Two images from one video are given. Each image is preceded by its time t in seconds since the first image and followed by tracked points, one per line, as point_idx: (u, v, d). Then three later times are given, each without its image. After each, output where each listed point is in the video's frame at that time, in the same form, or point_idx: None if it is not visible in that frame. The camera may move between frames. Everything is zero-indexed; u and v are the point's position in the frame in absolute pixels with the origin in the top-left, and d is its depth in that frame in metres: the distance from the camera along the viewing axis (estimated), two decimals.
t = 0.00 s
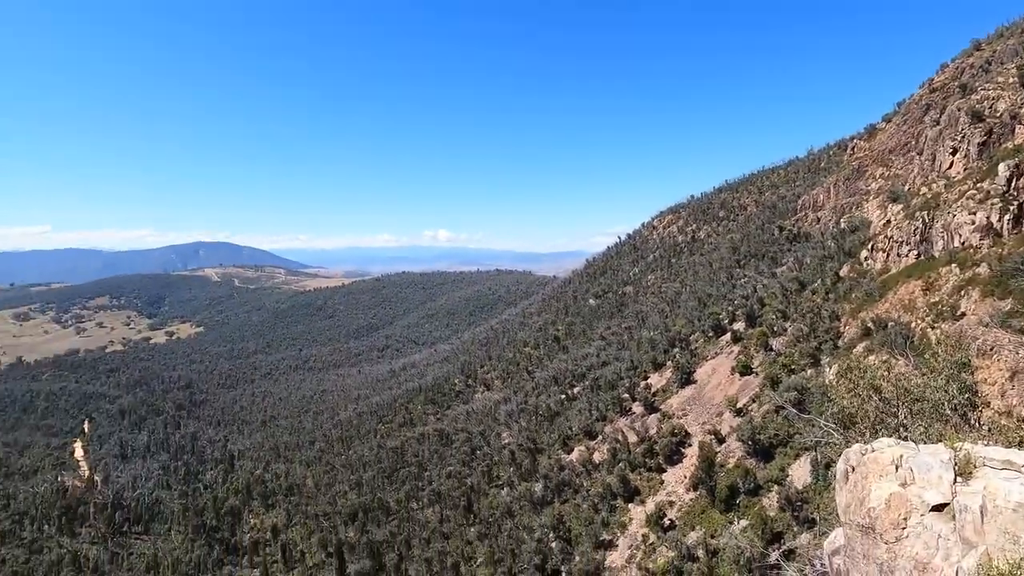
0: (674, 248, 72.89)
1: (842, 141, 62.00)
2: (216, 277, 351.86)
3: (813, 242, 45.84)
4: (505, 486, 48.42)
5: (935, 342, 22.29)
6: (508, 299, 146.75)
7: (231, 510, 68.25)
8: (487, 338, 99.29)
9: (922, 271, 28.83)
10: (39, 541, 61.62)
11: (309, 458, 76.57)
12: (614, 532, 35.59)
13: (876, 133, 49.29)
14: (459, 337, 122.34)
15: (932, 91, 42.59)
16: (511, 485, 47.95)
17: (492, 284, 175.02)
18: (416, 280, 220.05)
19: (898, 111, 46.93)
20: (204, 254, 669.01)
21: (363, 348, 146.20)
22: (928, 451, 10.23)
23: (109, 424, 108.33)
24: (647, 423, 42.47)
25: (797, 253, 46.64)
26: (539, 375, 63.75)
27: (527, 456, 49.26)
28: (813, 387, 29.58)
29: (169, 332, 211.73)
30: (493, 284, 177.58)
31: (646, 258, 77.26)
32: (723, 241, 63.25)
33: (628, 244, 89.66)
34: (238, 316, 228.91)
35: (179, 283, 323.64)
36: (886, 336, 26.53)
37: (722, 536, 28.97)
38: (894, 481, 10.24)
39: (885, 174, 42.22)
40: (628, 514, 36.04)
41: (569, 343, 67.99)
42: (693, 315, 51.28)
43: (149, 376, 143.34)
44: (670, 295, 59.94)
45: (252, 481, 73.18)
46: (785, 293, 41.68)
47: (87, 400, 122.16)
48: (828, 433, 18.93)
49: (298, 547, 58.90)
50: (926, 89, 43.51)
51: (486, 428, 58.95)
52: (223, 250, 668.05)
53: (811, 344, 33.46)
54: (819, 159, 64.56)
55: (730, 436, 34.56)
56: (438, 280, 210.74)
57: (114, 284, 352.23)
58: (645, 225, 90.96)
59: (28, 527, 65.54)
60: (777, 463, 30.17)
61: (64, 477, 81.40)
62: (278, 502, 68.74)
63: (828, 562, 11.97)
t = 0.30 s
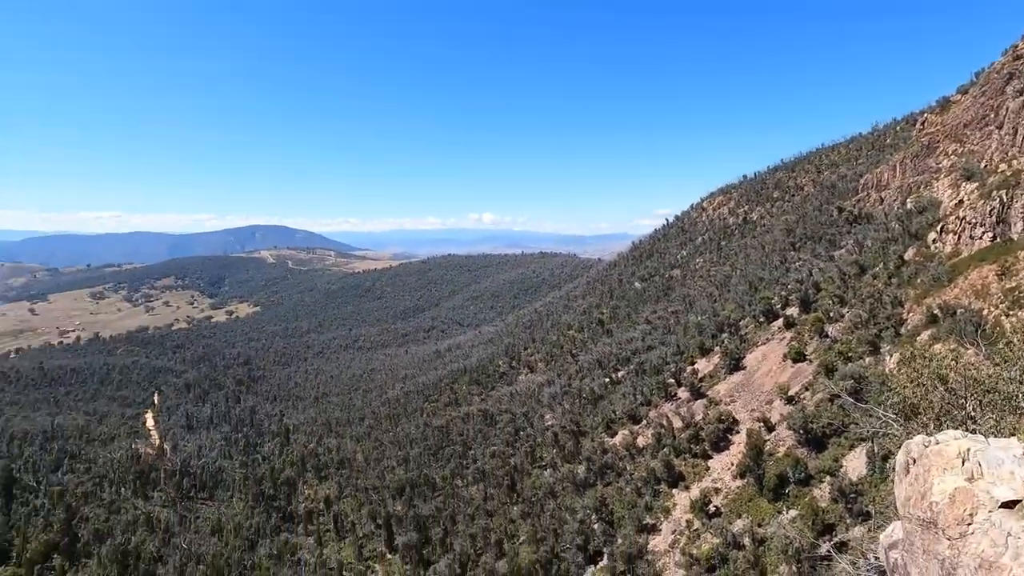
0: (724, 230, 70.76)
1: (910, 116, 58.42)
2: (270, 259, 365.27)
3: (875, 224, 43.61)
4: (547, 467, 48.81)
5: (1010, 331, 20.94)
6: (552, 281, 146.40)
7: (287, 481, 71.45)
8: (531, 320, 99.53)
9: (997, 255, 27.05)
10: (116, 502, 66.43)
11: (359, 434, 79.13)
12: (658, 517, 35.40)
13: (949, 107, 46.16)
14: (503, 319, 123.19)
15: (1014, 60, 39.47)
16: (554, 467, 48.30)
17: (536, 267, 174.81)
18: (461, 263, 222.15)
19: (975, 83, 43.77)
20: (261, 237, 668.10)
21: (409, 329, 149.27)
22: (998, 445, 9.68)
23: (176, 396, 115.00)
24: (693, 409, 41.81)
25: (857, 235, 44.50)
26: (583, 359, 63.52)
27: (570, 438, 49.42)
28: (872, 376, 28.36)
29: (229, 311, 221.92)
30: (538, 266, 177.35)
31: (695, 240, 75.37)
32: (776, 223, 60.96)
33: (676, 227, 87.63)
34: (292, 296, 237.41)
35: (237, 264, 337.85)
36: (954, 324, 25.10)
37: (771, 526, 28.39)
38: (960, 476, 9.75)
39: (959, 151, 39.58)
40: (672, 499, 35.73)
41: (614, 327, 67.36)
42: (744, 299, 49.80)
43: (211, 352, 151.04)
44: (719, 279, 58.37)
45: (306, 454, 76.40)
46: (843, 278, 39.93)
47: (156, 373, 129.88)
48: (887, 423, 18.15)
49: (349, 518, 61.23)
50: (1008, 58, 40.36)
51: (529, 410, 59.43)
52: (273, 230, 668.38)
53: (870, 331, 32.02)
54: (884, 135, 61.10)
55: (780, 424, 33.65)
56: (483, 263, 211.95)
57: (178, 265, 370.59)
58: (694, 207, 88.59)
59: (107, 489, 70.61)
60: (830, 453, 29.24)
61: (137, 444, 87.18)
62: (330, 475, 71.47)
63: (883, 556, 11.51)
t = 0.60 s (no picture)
0: (775, 210, 68.20)
1: (984, 88, 54.54)
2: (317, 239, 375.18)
3: (941, 204, 41.16)
4: (587, 448, 48.88)
5: None
6: (594, 262, 144.98)
7: (335, 453, 73.90)
8: (572, 302, 99.01)
9: None
10: (180, 467, 70.31)
11: (403, 410, 81.01)
12: (698, 501, 35.02)
13: None
14: (544, 300, 123.07)
15: None
16: (593, 447, 48.31)
17: (578, 248, 173.24)
18: (502, 243, 222.48)
19: None
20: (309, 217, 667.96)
21: (452, 308, 151.08)
22: None
23: (232, 369, 120.32)
24: (738, 393, 40.89)
25: (921, 216, 42.15)
26: (624, 341, 62.85)
27: (610, 420, 49.26)
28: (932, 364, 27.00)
29: (279, 289, 229.63)
30: (580, 247, 175.84)
31: (744, 221, 72.93)
32: (832, 203, 58.27)
33: (723, 207, 85.05)
34: (338, 275, 243.55)
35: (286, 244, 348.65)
36: None
37: (817, 514, 27.76)
38: None
39: None
40: (714, 484, 35.28)
41: (656, 309, 66.30)
42: (794, 282, 48.02)
43: (264, 328, 157.04)
44: (768, 261, 56.45)
45: (352, 428, 78.79)
46: (903, 260, 37.96)
47: (213, 348, 136.07)
48: (948, 413, 17.24)
49: (394, 490, 63.07)
50: None
51: (569, 390, 59.48)
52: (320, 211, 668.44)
53: (931, 317, 30.41)
54: (953, 109, 57.34)
55: (830, 411, 32.58)
56: (524, 243, 211.52)
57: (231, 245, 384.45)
58: (742, 186, 85.67)
59: (171, 455, 74.75)
60: (883, 442, 28.17)
61: (197, 414, 91.82)
62: (375, 448, 73.54)
63: (938, 550, 10.95)
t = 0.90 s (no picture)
0: (826, 189, 65.39)
1: None
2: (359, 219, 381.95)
3: (1012, 184, 38.57)
4: (623, 430, 48.69)
5: None
6: (634, 244, 142.77)
7: (376, 427, 75.86)
8: (611, 283, 98.03)
9: None
10: (232, 436, 73.61)
11: (441, 388, 82.39)
12: (737, 487, 34.49)
13: None
14: (583, 282, 122.26)
15: None
16: (630, 430, 48.13)
17: (618, 229, 170.88)
18: (541, 223, 221.40)
19: None
20: (353, 197, 667.14)
21: (490, 289, 151.91)
22: None
23: (280, 345, 124.65)
24: (781, 380, 39.82)
25: (988, 197, 39.62)
26: (664, 323, 61.84)
27: (647, 403, 48.86)
28: (994, 355, 25.57)
29: (323, 268, 235.58)
30: (620, 228, 173.31)
31: (792, 201, 70.23)
32: (889, 182, 55.42)
33: (771, 186, 82.11)
34: (379, 255, 247.92)
35: (329, 224, 356.27)
36: None
37: (862, 505, 26.96)
38: None
39: None
40: (754, 471, 34.64)
41: (698, 292, 64.93)
42: (845, 266, 46.07)
43: (309, 306, 161.74)
44: (818, 243, 54.31)
45: (392, 404, 80.69)
46: (965, 244, 35.84)
47: (262, 324, 141.13)
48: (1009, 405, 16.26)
49: (433, 464, 64.48)
50: None
51: (607, 372, 59.18)
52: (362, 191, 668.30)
53: (995, 304, 28.70)
54: None
55: (879, 400, 31.37)
56: (563, 224, 209.88)
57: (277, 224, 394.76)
58: (792, 165, 82.41)
59: (224, 424, 78.26)
60: (936, 434, 27.00)
61: (247, 386, 95.73)
62: (415, 424, 75.20)
63: (993, 545, 10.38)
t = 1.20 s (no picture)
0: (883, 168, 62.12)
1: None
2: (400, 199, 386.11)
3: None
4: (660, 413, 48.15)
5: None
6: (676, 225, 139.66)
7: (415, 403, 77.22)
8: (651, 265, 96.38)
9: None
10: (280, 407, 76.23)
11: (479, 366, 83.17)
12: (777, 474, 33.73)
13: None
14: (622, 263, 120.64)
15: None
16: (667, 413, 47.59)
17: (660, 210, 167.36)
18: (580, 204, 218.97)
19: None
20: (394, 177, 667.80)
21: (529, 269, 151.72)
22: None
23: (323, 321, 128.06)
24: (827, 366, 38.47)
25: None
26: (705, 307, 60.45)
27: (686, 386, 48.21)
28: None
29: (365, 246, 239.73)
30: (661, 209, 169.61)
31: (846, 181, 67.07)
32: (953, 160, 52.20)
33: (823, 166, 78.63)
34: (419, 234, 250.62)
35: (371, 203, 361.56)
36: None
37: (909, 498, 25.92)
38: None
39: None
40: (795, 458, 33.79)
41: (742, 275, 63.12)
42: (901, 249, 43.83)
43: (351, 284, 165.20)
44: (872, 226, 51.82)
45: (431, 380, 82.01)
46: None
47: (306, 301, 145.04)
48: None
49: (470, 441, 65.39)
50: None
51: (645, 355, 58.51)
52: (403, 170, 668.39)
53: None
54: None
55: (934, 391, 29.87)
56: (603, 205, 206.94)
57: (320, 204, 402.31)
58: (846, 144, 78.60)
59: (271, 396, 81.03)
60: (995, 427, 25.62)
61: (293, 361, 98.83)
62: (452, 401, 76.35)
63: None
